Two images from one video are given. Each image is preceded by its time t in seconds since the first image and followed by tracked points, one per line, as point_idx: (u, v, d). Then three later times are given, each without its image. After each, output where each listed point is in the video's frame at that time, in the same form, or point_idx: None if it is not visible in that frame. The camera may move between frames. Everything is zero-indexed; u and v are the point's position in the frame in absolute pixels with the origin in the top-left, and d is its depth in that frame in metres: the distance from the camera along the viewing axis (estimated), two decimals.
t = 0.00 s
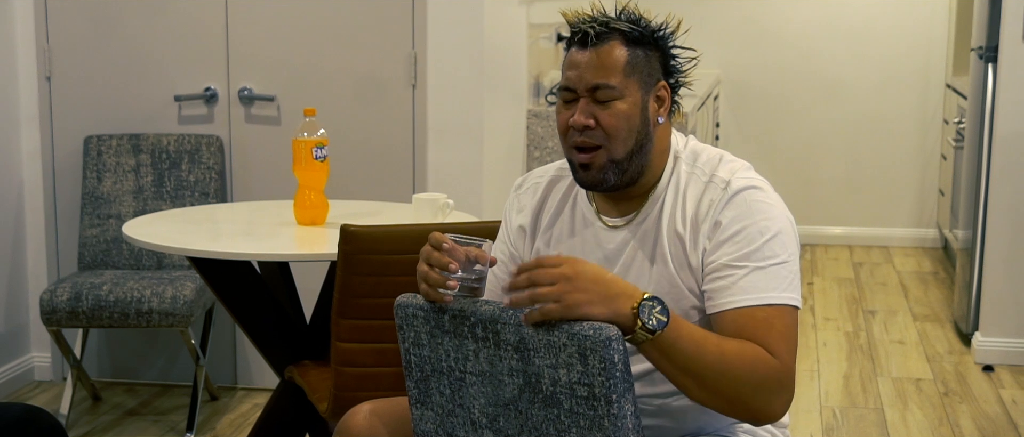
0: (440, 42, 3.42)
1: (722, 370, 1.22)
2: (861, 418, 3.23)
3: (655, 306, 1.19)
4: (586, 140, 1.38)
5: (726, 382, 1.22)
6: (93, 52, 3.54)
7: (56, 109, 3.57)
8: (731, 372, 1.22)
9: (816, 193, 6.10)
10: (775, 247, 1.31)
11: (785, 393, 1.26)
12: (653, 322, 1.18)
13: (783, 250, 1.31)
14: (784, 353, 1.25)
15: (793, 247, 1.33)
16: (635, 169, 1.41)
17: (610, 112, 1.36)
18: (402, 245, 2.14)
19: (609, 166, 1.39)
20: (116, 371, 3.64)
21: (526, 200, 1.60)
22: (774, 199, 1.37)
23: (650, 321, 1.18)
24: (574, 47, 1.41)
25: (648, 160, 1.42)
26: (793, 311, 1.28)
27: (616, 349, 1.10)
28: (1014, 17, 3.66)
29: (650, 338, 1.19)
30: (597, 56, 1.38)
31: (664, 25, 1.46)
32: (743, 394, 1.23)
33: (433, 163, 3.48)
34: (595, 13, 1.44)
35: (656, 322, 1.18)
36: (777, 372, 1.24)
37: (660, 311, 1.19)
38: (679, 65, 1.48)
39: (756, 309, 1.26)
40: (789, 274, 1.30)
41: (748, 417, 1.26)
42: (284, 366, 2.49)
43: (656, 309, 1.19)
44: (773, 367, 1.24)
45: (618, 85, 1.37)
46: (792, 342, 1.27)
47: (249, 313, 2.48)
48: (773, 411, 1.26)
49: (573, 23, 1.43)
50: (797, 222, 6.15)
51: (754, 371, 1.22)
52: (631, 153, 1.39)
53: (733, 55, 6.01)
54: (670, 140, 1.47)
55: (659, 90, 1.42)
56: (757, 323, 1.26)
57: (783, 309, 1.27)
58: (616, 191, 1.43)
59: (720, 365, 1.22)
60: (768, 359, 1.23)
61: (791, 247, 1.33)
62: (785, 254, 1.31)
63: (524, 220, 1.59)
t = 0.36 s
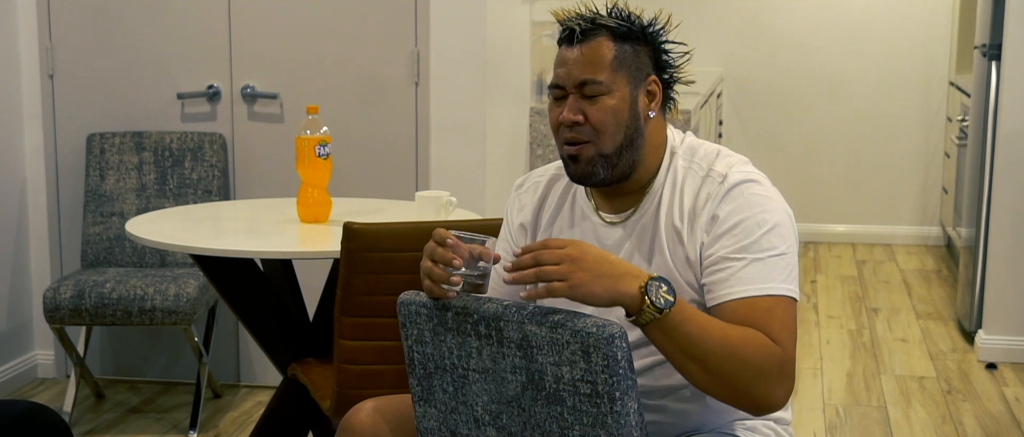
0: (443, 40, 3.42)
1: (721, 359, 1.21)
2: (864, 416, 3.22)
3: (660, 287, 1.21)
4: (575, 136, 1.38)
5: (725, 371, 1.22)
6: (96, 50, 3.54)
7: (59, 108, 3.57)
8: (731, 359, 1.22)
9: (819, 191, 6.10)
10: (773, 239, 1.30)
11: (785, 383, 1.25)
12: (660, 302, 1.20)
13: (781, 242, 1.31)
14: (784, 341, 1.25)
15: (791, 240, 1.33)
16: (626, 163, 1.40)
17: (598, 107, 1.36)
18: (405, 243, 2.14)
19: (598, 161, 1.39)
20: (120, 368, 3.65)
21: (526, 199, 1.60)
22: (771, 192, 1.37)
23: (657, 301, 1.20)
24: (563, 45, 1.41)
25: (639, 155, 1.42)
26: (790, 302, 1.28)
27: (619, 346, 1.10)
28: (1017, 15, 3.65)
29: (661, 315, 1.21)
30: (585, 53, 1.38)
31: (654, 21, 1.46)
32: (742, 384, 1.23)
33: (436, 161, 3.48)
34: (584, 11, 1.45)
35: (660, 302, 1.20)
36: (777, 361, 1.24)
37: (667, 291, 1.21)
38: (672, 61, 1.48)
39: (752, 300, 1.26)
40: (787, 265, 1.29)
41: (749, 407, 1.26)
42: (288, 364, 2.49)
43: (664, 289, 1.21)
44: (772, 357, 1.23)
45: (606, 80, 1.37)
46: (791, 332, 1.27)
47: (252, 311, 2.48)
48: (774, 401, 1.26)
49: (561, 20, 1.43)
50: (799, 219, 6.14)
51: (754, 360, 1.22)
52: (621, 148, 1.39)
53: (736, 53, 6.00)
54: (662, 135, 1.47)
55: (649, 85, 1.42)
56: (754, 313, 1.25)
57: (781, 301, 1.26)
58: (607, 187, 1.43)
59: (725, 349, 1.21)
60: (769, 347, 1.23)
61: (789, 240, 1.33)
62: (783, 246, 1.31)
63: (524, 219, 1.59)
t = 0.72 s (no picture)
0: (445, 34, 3.41)
1: (705, 319, 1.18)
2: (865, 410, 3.22)
3: (635, 246, 1.18)
4: (580, 127, 1.37)
5: (707, 329, 1.18)
6: (96, 44, 3.53)
7: (60, 102, 3.57)
8: (714, 317, 1.18)
9: (821, 185, 6.09)
10: (763, 212, 1.30)
11: (774, 347, 1.21)
12: (639, 259, 1.17)
13: (772, 216, 1.31)
14: (772, 302, 1.21)
15: (783, 218, 1.33)
16: (630, 154, 1.40)
17: (601, 97, 1.36)
18: (407, 237, 2.14)
19: (606, 151, 1.38)
20: (121, 362, 3.65)
21: (525, 194, 1.61)
22: (762, 174, 1.38)
23: (634, 259, 1.17)
24: (556, 42, 1.41)
25: (642, 145, 1.42)
26: (783, 275, 1.26)
27: (620, 340, 1.10)
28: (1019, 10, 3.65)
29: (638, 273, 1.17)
30: (582, 44, 1.38)
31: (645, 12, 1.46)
32: (730, 346, 1.19)
33: (437, 155, 3.48)
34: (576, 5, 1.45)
35: (637, 260, 1.17)
36: (765, 322, 1.20)
37: (642, 250, 1.18)
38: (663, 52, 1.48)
39: (745, 263, 1.24)
40: (777, 237, 1.28)
41: (739, 374, 1.21)
42: (289, 358, 2.49)
43: (638, 247, 1.19)
44: (760, 318, 1.19)
45: (607, 69, 1.36)
46: (781, 299, 1.23)
47: (253, 305, 2.48)
48: (764, 366, 1.21)
49: (555, 16, 1.43)
50: (801, 213, 6.14)
51: (739, 321, 1.18)
52: (626, 137, 1.39)
53: (738, 47, 6.00)
54: (660, 125, 1.47)
55: (645, 75, 1.42)
56: (745, 273, 1.23)
57: (770, 267, 1.24)
58: (613, 179, 1.42)
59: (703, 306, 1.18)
60: (755, 308, 1.19)
61: (782, 217, 1.32)
62: (774, 219, 1.30)
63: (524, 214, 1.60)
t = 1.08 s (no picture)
0: (445, 28, 3.40)
1: (684, 312, 1.17)
2: (865, 404, 3.22)
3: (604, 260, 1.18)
4: (566, 124, 1.38)
5: (687, 321, 1.17)
6: (96, 37, 3.53)
7: (60, 95, 3.57)
8: (697, 316, 1.17)
9: (821, 178, 6.09)
10: (752, 200, 1.30)
11: (767, 332, 1.19)
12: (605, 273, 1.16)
13: (761, 204, 1.30)
14: (758, 288, 1.20)
15: (774, 205, 1.32)
16: (618, 151, 1.40)
17: (587, 94, 1.36)
18: (407, 230, 2.14)
19: (592, 148, 1.39)
20: (122, 355, 3.65)
21: (521, 191, 1.60)
22: (753, 165, 1.37)
23: (600, 273, 1.16)
24: (550, 33, 1.41)
25: (632, 142, 1.42)
26: (775, 261, 1.25)
27: (619, 333, 1.11)
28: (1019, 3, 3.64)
29: (610, 292, 1.15)
30: (572, 41, 1.38)
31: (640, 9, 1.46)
32: (720, 340, 1.18)
33: (437, 148, 3.47)
34: (571, 1, 1.45)
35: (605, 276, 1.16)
36: (754, 309, 1.18)
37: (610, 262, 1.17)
38: (660, 49, 1.47)
39: (733, 250, 1.23)
40: (767, 224, 1.27)
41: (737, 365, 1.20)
42: (289, 351, 2.49)
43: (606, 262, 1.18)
44: (746, 307, 1.18)
45: (595, 66, 1.37)
46: (771, 283, 1.22)
47: (253, 299, 2.48)
48: (761, 353, 1.20)
49: (549, 11, 1.43)
50: (801, 207, 6.13)
51: (720, 309, 1.17)
52: (613, 134, 1.39)
53: (738, 40, 5.99)
54: (654, 121, 1.47)
55: (637, 72, 1.42)
56: (733, 260, 1.22)
57: (759, 253, 1.23)
58: (602, 175, 1.43)
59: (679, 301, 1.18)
60: (739, 298, 1.18)
61: (772, 205, 1.32)
62: (763, 207, 1.29)
63: (520, 209, 1.60)
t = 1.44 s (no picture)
0: (445, 20, 3.40)
1: (655, 280, 1.19)
2: (865, 397, 3.22)
3: (565, 220, 1.24)
4: (558, 119, 1.37)
5: (657, 289, 1.19)
6: (96, 29, 3.52)
7: (60, 88, 3.56)
8: (664, 283, 1.19)
9: (822, 172, 6.08)
10: (738, 182, 1.31)
11: (738, 303, 1.20)
12: (568, 233, 1.22)
13: (748, 186, 1.31)
14: (731, 260, 1.21)
15: (765, 191, 1.33)
16: (612, 147, 1.40)
17: (580, 90, 1.36)
18: (407, 224, 2.14)
19: (585, 146, 1.38)
20: (122, 348, 3.65)
21: (515, 188, 1.59)
22: (746, 153, 1.38)
23: (563, 233, 1.22)
24: (546, 28, 1.41)
25: (625, 139, 1.41)
26: (761, 241, 1.26)
27: (620, 327, 1.11)
28: None
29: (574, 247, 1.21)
30: (567, 36, 1.37)
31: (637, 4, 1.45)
32: (688, 310, 1.19)
33: (437, 141, 3.47)
34: None
35: (568, 232, 1.22)
36: (723, 280, 1.19)
37: (574, 223, 1.23)
38: (655, 45, 1.47)
39: (713, 224, 1.25)
40: (750, 203, 1.29)
41: (708, 337, 1.20)
42: (289, 344, 2.49)
43: (568, 222, 1.23)
44: (716, 277, 1.19)
45: (589, 62, 1.37)
46: (749, 259, 1.23)
47: (253, 292, 2.48)
48: (732, 326, 1.20)
49: (544, 4, 1.42)
50: (801, 200, 6.13)
51: (688, 277, 1.18)
52: (606, 131, 1.38)
53: (739, 33, 5.98)
54: (648, 118, 1.47)
55: (631, 69, 1.42)
56: (713, 233, 1.24)
57: (736, 228, 1.24)
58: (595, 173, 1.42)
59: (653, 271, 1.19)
60: (709, 268, 1.19)
61: (764, 192, 1.33)
62: (748, 188, 1.31)
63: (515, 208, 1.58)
